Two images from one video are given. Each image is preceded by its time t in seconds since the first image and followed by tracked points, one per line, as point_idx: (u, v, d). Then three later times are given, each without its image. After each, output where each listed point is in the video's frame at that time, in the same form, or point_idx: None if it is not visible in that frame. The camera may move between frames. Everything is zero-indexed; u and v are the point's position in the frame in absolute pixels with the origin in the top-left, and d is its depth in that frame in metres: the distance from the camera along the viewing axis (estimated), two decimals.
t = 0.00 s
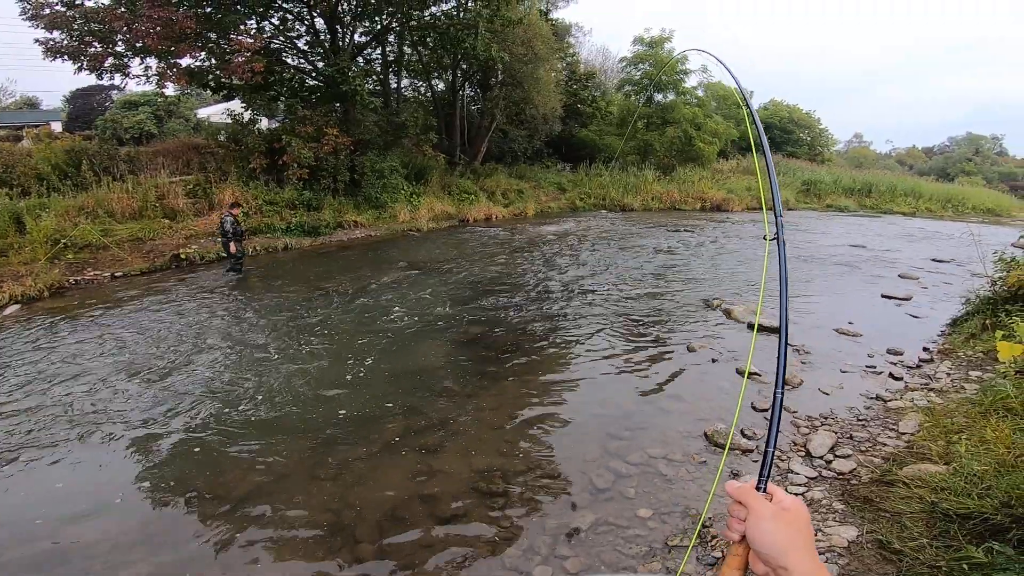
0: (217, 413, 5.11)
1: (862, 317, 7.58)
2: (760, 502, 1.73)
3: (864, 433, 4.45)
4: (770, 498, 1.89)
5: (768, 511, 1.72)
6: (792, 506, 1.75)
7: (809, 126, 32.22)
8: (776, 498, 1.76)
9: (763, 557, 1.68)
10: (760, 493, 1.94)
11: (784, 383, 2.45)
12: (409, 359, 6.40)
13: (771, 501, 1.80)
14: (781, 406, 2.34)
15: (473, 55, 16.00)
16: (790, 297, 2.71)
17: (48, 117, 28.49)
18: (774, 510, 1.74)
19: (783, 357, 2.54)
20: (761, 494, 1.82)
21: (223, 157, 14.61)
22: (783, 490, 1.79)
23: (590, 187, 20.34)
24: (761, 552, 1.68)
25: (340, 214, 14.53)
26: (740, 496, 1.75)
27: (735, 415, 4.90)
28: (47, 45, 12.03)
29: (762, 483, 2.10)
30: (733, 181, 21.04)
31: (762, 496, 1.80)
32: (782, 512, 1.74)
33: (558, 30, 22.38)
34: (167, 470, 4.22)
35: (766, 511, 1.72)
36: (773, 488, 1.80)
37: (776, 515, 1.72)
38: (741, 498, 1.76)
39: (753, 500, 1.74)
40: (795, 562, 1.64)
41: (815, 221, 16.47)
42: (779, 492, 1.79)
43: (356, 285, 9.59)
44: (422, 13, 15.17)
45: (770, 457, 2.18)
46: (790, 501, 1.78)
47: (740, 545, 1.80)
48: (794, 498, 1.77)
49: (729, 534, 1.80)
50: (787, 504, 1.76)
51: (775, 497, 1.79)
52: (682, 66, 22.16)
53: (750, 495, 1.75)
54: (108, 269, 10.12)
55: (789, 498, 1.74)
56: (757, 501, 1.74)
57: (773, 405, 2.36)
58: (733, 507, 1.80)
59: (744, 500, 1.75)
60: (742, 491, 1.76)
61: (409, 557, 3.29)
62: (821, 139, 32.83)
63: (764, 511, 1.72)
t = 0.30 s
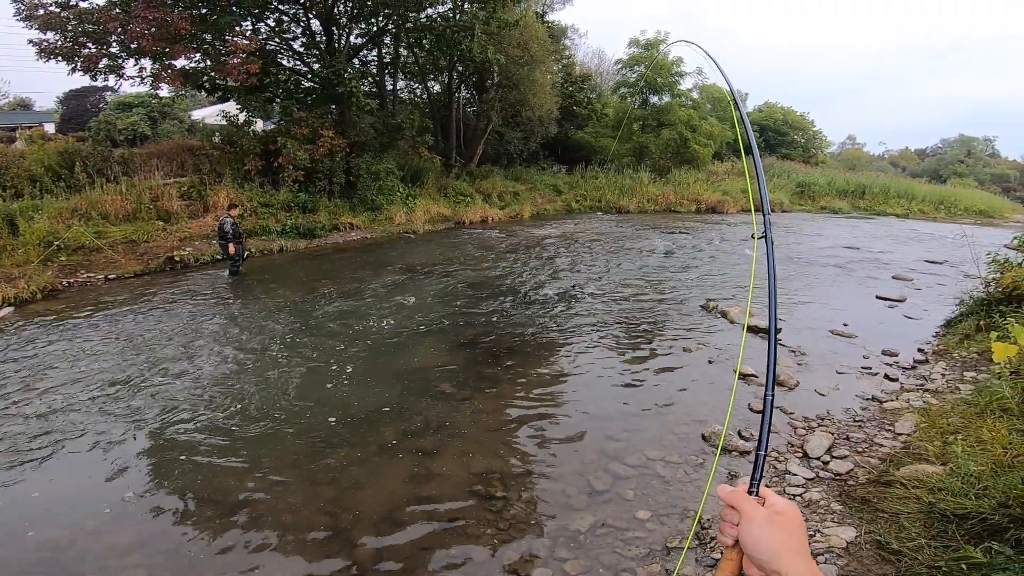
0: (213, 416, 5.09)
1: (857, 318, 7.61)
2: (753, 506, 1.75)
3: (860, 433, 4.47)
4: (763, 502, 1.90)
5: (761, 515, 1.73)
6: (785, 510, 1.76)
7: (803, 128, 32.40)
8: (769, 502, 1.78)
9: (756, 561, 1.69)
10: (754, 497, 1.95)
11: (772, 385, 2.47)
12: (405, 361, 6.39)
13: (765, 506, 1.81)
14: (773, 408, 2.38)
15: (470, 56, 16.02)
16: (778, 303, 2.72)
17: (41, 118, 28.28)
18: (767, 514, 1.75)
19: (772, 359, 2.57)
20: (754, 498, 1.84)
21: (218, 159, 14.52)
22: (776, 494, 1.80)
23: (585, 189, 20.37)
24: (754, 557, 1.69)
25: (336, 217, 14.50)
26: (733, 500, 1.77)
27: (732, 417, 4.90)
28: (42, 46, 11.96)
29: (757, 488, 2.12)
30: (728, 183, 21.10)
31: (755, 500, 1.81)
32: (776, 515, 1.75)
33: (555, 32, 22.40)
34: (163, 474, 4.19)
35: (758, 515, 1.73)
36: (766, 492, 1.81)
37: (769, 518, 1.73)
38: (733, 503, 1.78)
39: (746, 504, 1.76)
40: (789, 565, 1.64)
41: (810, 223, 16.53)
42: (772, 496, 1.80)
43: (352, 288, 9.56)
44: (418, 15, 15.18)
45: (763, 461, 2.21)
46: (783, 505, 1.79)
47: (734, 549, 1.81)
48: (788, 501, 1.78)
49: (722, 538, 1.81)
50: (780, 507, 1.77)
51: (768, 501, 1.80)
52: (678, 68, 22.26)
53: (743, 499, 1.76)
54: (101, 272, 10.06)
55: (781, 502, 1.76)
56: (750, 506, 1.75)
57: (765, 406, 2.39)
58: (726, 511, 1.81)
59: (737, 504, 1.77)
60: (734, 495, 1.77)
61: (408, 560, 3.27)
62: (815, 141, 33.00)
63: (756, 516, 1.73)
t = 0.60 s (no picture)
0: (212, 417, 5.09)
1: (852, 318, 7.65)
2: (751, 505, 1.76)
3: (857, 433, 4.50)
4: (762, 500, 1.92)
5: (759, 514, 1.75)
6: (784, 509, 1.78)
7: (797, 129, 32.56)
8: (768, 502, 1.80)
9: (753, 559, 1.71)
10: (753, 496, 1.97)
11: (769, 387, 2.49)
12: (403, 362, 6.39)
13: (763, 504, 1.83)
14: (770, 409, 2.40)
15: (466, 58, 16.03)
16: (774, 302, 2.75)
17: (35, 119, 28.13)
18: (765, 512, 1.77)
19: (769, 361, 2.59)
20: (752, 497, 1.86)
21: (213, 160, 14.46)
22: (775, 494, 1.83)
23: (581, 190, 20.39)
24: (751, 555, 1.71)
25: (332, 218, 14.47)
26: (731, 499, 1.79)
27: (729, 417, 4.93)
28: (35, 47, 11.90)
29: (755, 486, 2.14)
30: (723, 184, 21.18)
31: (754, 499, 1.83)
32: (774, 514, 1.77)
33: (551, 34, 22.44)
34: (161, 476, 4.17)
35: (756, 513, 1.75)
36: (765, 492, 1.84)
37: (767, 517, 1.75)
38: (732, 502, 1.80)
39: (744, 503, 1.78)
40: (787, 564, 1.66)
41: (805, 224, 16.59)
42: (771, 495, 1.83)
43: (348, 289, 9.55)
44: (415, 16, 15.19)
45: (761, 460, 2.23)
46: (781, 504, 1.81)
47: (733, 548, 1.83)
48: (786, 501, 1.80)
49: (721, 537, 1.82)
50: (779, 507, 1.79)
51: (767, 501, 1.83)
52: (673, 69, 22.34)
53: (741, 497, 1.78)
54: (96, 274, 10.02)
55: (780, 501, 1.78)
56: (748, 504, 1.77)
57: (762, 409, 2.42)
58: (725, 509, 1.83)
59: (735, 503, 1.79)
60: (732, 494, 1.79)
61: (408, 561, 3.27)
62: (810, 142, 33.17)
63: (754, 514, 1.75)
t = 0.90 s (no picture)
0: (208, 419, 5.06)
1: (849, 318, 7.68)
2: (745, 506, 1.75)
3: (854, 432, 4.51)
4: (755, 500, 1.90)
5: (752, 515, 1.74)
6: (776, 509, 1.76)
7: (793, 129, 32.69)
8: (760, 501, 1.79)
9: (750, 561, 1.70)
10: (747, 497, 1.96)
11: (759, 387, 2.49)
12: (401, 364, 6.37)
13: (756, 504, 1.81)
14: (760, 409, 2.38)
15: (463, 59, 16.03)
16: (763, 301, 2.75)
17: (29, 120, 27.97)
18: (758, 513, 1.75)
19: (758, 361, 2.58)
20: (746, 498, 1.84)
21: (208, 161, 14.38)
22: (767, 493, 1.81)
23: (578, 190, 20.40)
24: (748, 556, 1.70)
25: (329, 219, 14.43)
26: (723, 500, 1.77)
27: (727, 417, 4.93)
28: (30, 48, 11.84)
29: (749, 486, 2.13)
30: (720, 185, 21.23)
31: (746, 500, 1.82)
32: (767, 515, 1.75)
33: (547, 34, 22.48)
34: (156, 479, 4.14)
35: (749, 514, 1.74)
36: (758, 492, 1.82)
37: (760, 518, 1.74)
38: (724, 503, 1.78)
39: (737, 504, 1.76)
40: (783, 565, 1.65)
41: (801, 224, 16.64)
42: (764, 495, 1.81)
43: (345, 290, 9.53)
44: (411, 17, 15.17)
45: (754, 460, 2.21)
46: (774, 503, 1.79)
47: (728, 549, 1.81)
48: (778, 500, 1.78)
49: (715, 538, 1.81)
50: (771, 506, 1.77)
51: (760, 500, 1.81)
52: (669, 70, 22.40)
53: (735, 498, 1.76)
54: (90, 275, 9.97)
55: (772, 501, 1.76)
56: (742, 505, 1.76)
57: (752, 409, 2.40)
58: (718, 510, 1.82)
59: (728, 504, 1.78)
60: (725, 495, 1.78)
61: (408, 563, 3.26)
62: (805, 142, 33.31)
63: (747, 515, 1.74)
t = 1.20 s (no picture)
0: (197, 421, 5.02)
1: (838, 316, 7.75)
2: (740, 504, 1.77)
3: (843, 429, 4.56)
4: (750, 498, 1.92)
5: (748, 513, 1.75)
6: (773, 508, 1.79)
7: (783, 129, 32.91)
8: (757, 500, 1.81)
9: (744, 558, 1.72)
10: (742, 493, 1.98)
11: (758, 380, 2.53)
12: (393, 364, 6.35)
13: (752, 502, 1.83)
14: (757, 404, 2.41)
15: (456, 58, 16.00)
16: (762, 300, 2.74)
17: (16, 120, 27.64)
18: (754, 511, 1.77)
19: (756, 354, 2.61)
20: (741, 495, 1.86)
21: (198, 161, 14.26)
22: (763, 491, 1.83)
23: (570, 189, 20.44)
24: (742, 555, 1.72)
25: (321, 219, 14.37)
26: (719, 497, 1.79)
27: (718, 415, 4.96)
28: (16, 47, 11.70)
29: (744, 483, 2.15)
30: (711, 184, 21.34)
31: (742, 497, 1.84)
32: (763, 513, 1.77)
33: (540, 34, 22.51)
34: (146, 481, 4.11)
35: (745, 513, 1.76)
36: (754, 489, 1.84)
37: (756, 516, 1.76)
38: (719, 499, 1.80)
39: (732, 501, 1.78)
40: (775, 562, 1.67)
41: (792, 223, 16.76)
42: (760, 493, 1.83)
43: (337, 290, 9.49)
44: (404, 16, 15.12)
45: (749, 457, 2.24)
46: (769, 502, 1.82)
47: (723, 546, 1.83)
48: (774, 499, 1.80)
49: (710, 535, 1.83)
50: (767, 504, 1.79)
51: (756, 498, 1.83)
52: (661, 70, 22.50)
53: (731, 496, 1.78)
54: (79, 276, 9.88)
55: (768, 499, 1.78)
56: (737, 502, 1.78)
57: (749, 403, 2.43)
58: (713, 507, 1.84)
59: (723, 501, 1.80)
60: (721, 492, 1.80)
61: (401, 562, 3.27)
62: (795, 142, 33.56)
63: (744, 514, 1.75)
